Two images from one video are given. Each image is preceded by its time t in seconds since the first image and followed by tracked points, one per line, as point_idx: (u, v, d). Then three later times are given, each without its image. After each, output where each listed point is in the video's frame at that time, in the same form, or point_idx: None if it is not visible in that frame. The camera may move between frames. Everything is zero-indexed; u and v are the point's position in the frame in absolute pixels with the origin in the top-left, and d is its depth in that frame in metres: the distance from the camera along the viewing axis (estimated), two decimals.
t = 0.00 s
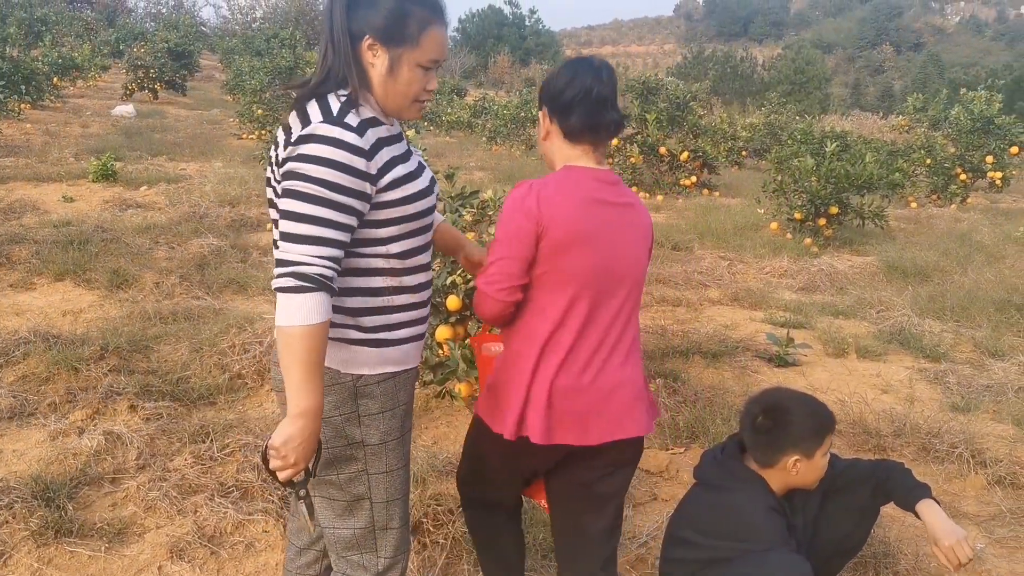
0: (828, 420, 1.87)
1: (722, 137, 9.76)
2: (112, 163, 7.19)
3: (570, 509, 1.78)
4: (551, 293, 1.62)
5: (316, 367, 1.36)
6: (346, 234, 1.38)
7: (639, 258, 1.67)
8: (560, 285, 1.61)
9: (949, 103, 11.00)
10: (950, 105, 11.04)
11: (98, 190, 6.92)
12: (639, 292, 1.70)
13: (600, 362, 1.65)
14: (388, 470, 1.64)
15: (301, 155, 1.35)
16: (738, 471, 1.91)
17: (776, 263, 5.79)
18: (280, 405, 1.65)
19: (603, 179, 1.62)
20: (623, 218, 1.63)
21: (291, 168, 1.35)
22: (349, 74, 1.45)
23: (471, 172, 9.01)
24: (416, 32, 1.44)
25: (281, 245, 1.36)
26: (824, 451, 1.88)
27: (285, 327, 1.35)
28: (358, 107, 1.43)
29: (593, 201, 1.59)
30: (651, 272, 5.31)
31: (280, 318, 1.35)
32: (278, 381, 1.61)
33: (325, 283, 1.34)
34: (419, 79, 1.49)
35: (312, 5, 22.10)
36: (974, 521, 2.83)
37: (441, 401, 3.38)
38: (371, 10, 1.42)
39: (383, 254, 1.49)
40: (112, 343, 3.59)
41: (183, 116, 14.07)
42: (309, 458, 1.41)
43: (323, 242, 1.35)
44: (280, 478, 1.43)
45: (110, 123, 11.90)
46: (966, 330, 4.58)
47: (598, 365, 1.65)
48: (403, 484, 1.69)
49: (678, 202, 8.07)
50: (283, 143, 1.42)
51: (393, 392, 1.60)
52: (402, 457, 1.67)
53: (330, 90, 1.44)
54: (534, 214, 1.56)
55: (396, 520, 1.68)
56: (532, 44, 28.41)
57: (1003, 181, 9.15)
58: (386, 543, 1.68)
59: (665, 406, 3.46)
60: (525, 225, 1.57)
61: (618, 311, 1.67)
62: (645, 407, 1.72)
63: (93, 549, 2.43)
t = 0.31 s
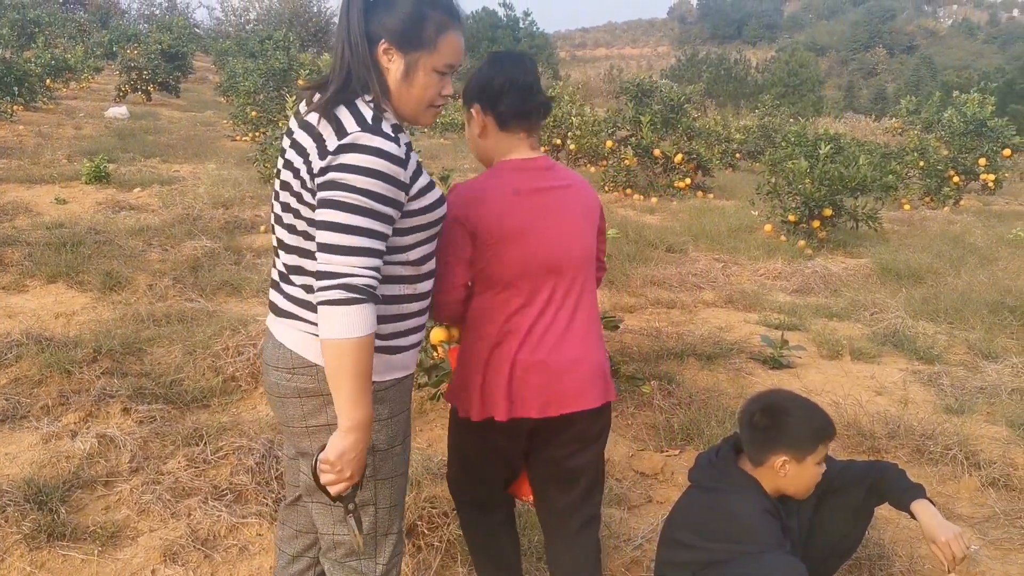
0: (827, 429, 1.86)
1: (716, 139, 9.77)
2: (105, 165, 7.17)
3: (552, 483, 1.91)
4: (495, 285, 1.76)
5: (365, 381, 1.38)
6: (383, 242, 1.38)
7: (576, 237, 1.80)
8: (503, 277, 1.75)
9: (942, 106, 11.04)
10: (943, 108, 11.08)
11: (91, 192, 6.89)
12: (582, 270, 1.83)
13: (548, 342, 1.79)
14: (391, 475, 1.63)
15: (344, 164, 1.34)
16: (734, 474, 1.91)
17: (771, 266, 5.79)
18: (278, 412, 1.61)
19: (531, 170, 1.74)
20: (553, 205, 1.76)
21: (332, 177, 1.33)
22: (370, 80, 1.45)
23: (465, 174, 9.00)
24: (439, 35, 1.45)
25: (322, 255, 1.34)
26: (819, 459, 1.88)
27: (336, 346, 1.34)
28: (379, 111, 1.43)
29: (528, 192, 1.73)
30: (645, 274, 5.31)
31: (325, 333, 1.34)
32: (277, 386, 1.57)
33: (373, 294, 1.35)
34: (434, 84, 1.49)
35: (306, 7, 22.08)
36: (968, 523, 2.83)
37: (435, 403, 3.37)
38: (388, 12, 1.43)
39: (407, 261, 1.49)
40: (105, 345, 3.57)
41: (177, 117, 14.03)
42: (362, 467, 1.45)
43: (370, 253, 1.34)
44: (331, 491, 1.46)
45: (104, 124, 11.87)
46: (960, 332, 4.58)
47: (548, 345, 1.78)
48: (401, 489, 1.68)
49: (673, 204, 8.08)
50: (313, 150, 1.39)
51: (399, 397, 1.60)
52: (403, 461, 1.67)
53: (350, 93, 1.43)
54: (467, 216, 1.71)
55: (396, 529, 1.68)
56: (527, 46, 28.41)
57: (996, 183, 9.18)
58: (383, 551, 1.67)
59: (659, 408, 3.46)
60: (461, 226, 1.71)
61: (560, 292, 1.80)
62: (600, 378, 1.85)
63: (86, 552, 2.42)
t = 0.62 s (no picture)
0: (814, 436, 1.86)
1: (707, 141, 9.80)
2: (94, 167, 7.13)
3: (539, 465, 1.97)
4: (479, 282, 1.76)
5: (403, 397, 1.40)
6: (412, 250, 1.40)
7: (553, 230, 1.83)
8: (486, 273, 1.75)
9: (930, 109, 11.11)
10: (932, 111, 11.15)
11: (79, 193, 6.86)
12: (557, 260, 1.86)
13: (529, 335, 1.82)
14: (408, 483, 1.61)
15: (380, 178, 1.33)
16: (722, 476, 1.91)
17: (761, 267, 5.81)
18: (289, 426, 1.58)
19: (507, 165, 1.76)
20: (532, 199, 1.78)
21: (368, 192, 1.32)
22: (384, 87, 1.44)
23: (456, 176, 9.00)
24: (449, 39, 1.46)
25: (363, 271, 1.34)
26: (804, 465, 1.87)
27: (377, 366, 1.36)
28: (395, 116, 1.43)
29: (508, 191, 1.74)
30: (636, 276, 5.32)
31: (362, 351, 1.36)
32: (288, 401, 1.54)
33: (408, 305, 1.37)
34: (446, 86, 1.49)
35: (296, 8, 22.06)
36: (957, 524, 2.84)
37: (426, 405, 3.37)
38: (393, 15, 1.43)
39: (423, 266, 1.51)
40: (93, 348, 3.55)
41: (166, 118, 13.97)
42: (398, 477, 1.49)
43: (404, 264, 1.36)
44: (368, 501, 1.50)
45: (92, 125, 11.82)
46: (948, 333, 4.61)
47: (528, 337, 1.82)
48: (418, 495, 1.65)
49: (664, 206, 8.10)
50: (337, 163, 1.37)
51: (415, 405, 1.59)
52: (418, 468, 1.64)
53: (366, 101, 1.42)
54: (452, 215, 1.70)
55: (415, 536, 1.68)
56: (518, 48, 28.41)
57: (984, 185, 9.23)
58: (405, 556, 1.66)
59: (650, 409, 3.47)
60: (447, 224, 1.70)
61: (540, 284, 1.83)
62: (572, 363, 1.92)
63: (75, 556, 2.40)
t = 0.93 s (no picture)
0: (795, 438, 1.85)
1: (691, 143, 9.83)
2: (76, 168, 7.08)
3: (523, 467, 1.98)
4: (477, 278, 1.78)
5: (406, 404, 1.40)
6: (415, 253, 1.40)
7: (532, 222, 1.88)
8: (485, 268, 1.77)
9: (913, 112, 11.21)
10: (914, 115, 11.26)
11: (61, 195, 6.80)
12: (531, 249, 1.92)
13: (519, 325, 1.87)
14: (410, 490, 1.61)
15: (382, 178, 1.32)
16: (705, 478, 1.91)
17: (745, 269, 5.84)
18: (290, 433, 1.58)
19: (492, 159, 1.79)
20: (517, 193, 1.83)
21: (370, 194, 1.32)
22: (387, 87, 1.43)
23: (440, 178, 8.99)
24: (447, 38, 1.45)
25: (366, 274, 1.33)
26: (784, 466, 1.87)
27: (381, 370, 1.35)
28: (395, 117, 1.43)
29: (494, 184, 1.76)
30: (620, 278, 5.33)
31: (366, 355, 1.35)
32: (290, 408, 1.54)
33: (412, 307, 1.36)
34: (446, 86, 1.49)
35: (280, 9, 22.00)
36: (938, 523, 2.86)
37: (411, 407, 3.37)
38: (395, 14, 1.43)
39: (424, 270, 1.50)
40: (75, 350, 3.52)
41: (148, 120, 13.86)
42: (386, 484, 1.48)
43: (408, 267, 1.36)
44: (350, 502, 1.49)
45: (73, 127, 11.74)
46: (929, 334, 4.64)
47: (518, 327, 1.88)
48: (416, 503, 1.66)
49: (648, 208, 8.13)
50: (337, 164, 1.36)
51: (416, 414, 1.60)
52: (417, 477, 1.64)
53: (364, 102, 1.41)
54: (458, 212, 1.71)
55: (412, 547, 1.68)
56: (503, 50, 28.42)
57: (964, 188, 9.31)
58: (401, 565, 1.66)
59: (635, 411, 3.48)
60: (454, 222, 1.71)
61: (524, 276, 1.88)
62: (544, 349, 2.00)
63: (56, 560, 2.39)
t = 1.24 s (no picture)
0: (774, 439, 1.85)
1: (672, 146, 9.88)
2: (53, 170, 7.01)
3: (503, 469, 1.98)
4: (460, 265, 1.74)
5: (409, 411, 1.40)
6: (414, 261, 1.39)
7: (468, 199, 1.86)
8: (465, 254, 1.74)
9: (890, 116, 11.31)
10: (891, 118, 11.36)
11: (38, 197, 6.73)
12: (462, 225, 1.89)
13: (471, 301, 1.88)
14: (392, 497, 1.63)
15: (382, 184, 1.32)
16: (685, 478, 1.92)
17: (725, 271, 5.87)
18: (275, 438, 1.58)
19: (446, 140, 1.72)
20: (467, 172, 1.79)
21: (370, 200, 1.31)
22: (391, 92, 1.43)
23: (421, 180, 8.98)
24: (452, 41, 1.45)
25: (362, 279, 1.32)
26: (763, 467, 1.87)
27: (380, 377, 1.34)
28: (396, 123, 1.42)
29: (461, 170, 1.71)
30: (601, 279, 5.35)
31: (366, 363, 1.34)
32: (275, 412, 1.54)
33: (411, 316, 1.36)
34: (449, 95, 1.50)
35: (260, 10, 21.91)
36: (915, 523, 2.89)
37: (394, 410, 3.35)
38: (408, 15, 1.41)
39: (419, 278, 1.50)
40: (51, 353, 3.48)
41: (126, 121, 13.74)
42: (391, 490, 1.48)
43: (408, 274, 1.35)
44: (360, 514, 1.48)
45: (50, 128, 11.62)
46: (906, 336, 4.69)
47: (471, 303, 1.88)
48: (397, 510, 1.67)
49: (629, 210, 8.16)
50: (336, 169, 1.36)
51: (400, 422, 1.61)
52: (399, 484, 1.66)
53: (365, 106, 1.41)
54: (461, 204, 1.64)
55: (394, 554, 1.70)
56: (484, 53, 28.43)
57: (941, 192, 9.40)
58: (383, 569, 1.68)
59: (617, 412, 3.48)
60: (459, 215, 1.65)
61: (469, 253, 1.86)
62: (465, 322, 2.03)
63: (32, 566, 2.36)
